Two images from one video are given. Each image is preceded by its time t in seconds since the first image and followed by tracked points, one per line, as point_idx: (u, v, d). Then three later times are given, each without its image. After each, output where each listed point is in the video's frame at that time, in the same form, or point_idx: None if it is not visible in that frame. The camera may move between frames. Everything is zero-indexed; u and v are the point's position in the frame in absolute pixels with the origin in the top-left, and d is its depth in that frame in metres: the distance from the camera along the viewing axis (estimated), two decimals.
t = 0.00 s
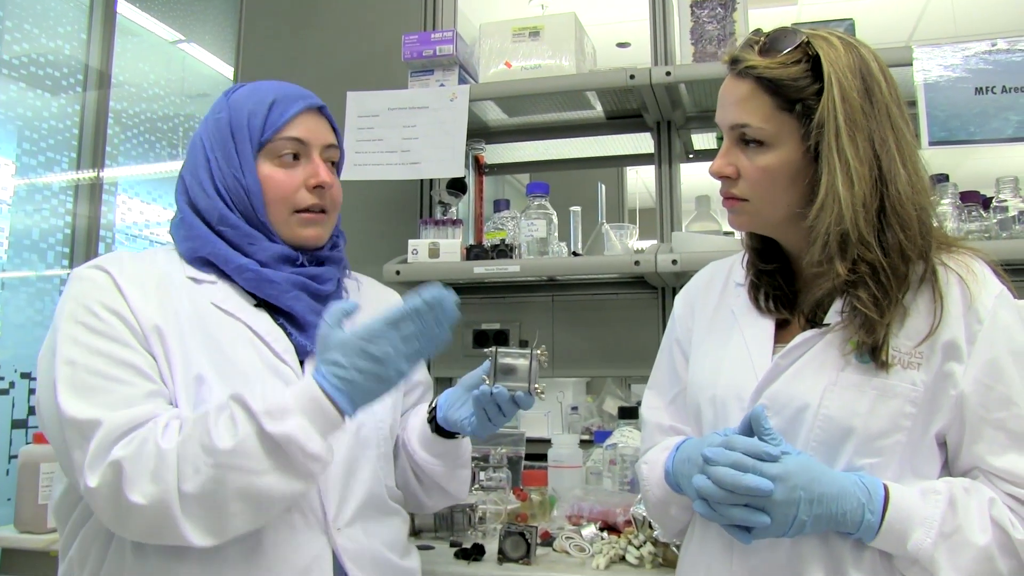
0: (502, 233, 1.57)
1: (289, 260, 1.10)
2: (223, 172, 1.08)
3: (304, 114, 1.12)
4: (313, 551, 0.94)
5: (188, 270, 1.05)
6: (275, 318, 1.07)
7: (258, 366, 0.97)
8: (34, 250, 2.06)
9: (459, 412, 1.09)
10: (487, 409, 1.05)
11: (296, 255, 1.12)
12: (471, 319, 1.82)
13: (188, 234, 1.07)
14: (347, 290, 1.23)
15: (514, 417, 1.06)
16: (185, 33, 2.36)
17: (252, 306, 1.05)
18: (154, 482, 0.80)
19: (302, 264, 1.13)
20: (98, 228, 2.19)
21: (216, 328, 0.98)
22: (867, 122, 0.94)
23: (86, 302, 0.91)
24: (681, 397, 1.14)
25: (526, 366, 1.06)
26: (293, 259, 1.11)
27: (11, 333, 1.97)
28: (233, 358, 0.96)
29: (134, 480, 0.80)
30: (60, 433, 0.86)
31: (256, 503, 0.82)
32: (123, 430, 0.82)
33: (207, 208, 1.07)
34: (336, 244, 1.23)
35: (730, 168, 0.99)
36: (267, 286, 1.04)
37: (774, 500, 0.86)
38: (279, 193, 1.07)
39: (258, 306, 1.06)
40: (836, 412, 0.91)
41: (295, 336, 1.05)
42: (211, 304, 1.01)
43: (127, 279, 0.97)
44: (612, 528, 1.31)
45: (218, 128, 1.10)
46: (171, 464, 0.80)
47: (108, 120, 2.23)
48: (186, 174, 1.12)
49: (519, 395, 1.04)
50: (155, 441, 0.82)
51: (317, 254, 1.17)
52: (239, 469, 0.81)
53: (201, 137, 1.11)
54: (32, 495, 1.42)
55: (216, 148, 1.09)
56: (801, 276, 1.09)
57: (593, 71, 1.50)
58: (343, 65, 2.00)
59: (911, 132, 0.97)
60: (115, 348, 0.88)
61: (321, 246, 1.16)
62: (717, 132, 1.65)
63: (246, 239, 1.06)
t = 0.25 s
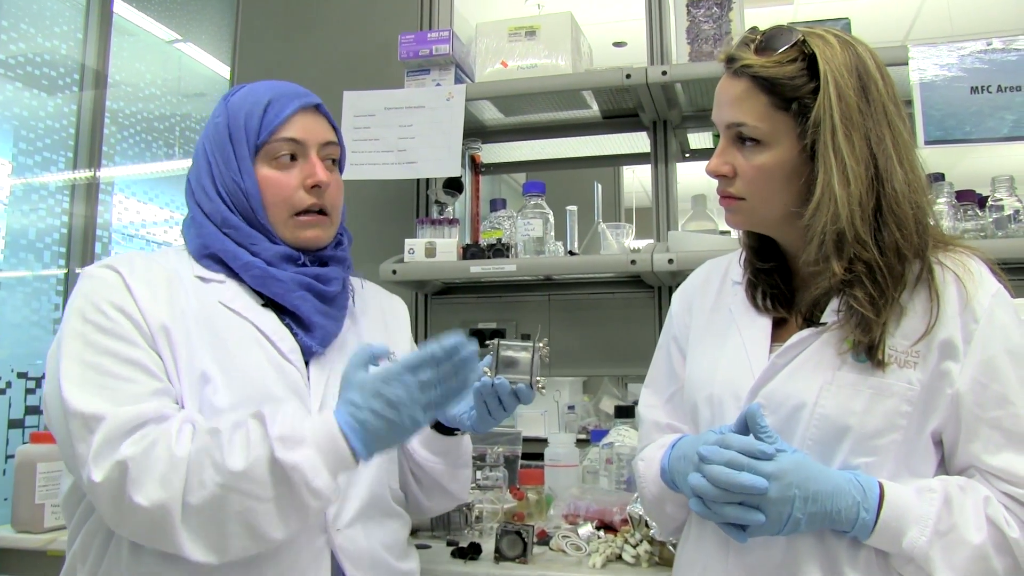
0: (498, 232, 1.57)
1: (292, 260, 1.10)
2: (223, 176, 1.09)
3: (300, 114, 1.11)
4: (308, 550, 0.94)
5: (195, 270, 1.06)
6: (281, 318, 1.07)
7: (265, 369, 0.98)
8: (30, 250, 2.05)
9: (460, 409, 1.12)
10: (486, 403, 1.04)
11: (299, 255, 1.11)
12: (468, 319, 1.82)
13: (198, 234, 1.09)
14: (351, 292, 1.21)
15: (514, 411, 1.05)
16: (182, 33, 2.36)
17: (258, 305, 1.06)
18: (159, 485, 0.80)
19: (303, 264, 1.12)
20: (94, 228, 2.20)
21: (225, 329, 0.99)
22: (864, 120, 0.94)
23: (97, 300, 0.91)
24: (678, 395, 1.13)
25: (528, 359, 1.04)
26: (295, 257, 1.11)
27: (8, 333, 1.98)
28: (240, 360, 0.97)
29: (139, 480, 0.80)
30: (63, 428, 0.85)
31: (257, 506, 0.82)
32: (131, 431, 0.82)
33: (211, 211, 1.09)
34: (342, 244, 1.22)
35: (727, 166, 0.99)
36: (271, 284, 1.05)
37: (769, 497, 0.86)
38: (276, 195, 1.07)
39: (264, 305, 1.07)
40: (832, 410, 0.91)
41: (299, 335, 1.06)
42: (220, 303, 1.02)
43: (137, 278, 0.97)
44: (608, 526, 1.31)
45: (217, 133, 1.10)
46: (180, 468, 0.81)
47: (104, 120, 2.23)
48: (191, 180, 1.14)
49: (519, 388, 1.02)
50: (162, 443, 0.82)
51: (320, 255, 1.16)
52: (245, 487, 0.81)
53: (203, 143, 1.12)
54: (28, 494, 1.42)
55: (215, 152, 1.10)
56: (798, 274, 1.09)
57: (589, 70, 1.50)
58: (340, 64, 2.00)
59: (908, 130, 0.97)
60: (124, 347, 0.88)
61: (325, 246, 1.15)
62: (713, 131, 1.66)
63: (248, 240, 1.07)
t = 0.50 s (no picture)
0: (497, 231, 1.56)
1: (305, 249, 1.10)
2: (236, 165, 1.08)
3: (313, 110, 1.12)
4: (310, 547, 0.94)
5: (204, 270, 1.05)
6: (288, 318, 1.07)
7: (274, 371, 0.98)
8: (28, 249, 2.05)
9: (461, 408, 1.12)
10: (487, 405, 1.06)
11: (311, 244, 1.11)
12: (466, 317, 1.83)
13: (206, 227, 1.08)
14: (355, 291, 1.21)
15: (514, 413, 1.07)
16: (179, 32, 2.35)
17: (267, 304, 1.05)
18: (165, 482, 0.80)
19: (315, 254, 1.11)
20: (92, 227, 2.20)
21: (234, 331, 0.99)
22: (865, 120, 0.94)
23: (107, 301, 0.91)
24: (675, 393, 1.14)
25: (527, 363, 1.07)
26: (307, 245, 1.10)
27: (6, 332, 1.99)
28: (250, 364, 0.97)
29: (145, 478, 0.80)
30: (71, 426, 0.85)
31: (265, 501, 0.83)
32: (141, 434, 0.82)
33: (222, 200, 1.08)
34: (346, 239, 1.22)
35: (727, 166, 0.98)
36: (282, 279, 1.04)
37: (770, 495, 0.86)
38: (291, 182, 1.07)
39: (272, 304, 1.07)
40: (831, 408, 0.91)
41: (307, 334, 1.05)
42: (227, 302, 1.01)
43: (148, 279, 0.97)
44: (606, 524, 1.31)
45: (230, 126, 1.10)
46: (186, 466, 0.81)
47: (102, 119, 2.23)
48: (200, 172, 1.13)
49: (520, 391, 1.04)
50: (174, 447, 0.82)
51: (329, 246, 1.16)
52: (253, 479, 0.82)
53: (214, 134, 1.12)
54: (27, 493, 1.42)
55: (227, 142, 1.10)
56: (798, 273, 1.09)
57: (587, 69, 1.50)
58: (338, 63, 2.00)
59: (908, 130, 0.97)
60: (134, 348, 0.88)
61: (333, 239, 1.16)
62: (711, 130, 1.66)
63: (262, 227, 1.06)
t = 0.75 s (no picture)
0: (495, 229, 1.56)
1: (301, 245, 1.08)
2: (228, 170, 1.08)
3: (298, 108, 1.13)
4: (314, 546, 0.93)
5: (212, 275, 1.04)
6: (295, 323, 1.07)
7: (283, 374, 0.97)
8: (27, 248, 2.07)
9: (464, 413, 1.09)
10: (491, 413, 1.07)
11: (309, 240, 1.09)
12: (464, 316, 1.83)
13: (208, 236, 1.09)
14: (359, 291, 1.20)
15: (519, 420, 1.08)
16: (177, 29, 2.33)
17: (274, 310, 1.05)
18: (172, 430, 0.77)
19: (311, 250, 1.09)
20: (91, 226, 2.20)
21: (246, 333, 0.99)
22: (864, 116, 0.94)
23: (120, 294, 0.91)
24: (675, 391, 1.14)
25: (530, 369, 1.08)
26: (304, 241, 1.09)
27: (6, 331, 2.00)
28: (262, 365, 0.96)
29: (153, 430, 0.77)
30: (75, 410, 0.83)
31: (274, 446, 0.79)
32: (147, 397, 0.79)
33: (218, 205, 1.08)
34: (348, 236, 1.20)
35: (726, 164, 0.98)
36: (281, 285, 1.04)
37: (770, 491, 0.86)
38: (281, 179, 1.07)
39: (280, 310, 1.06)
40: (832, 405, 0.91)
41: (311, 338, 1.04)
42: (236, 308, 1.01)
43: (163, 279, 0.97)
44: (606, 523, 1.32)
45: (221, 134, 1.11)
46: (194, 415, 0.79)
47: (100, 117, 2.23)
48: (201, 183, 1.13)
49: (524, 399, 1.06)
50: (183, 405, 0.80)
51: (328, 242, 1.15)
52: (262, 426, 0.79)
53: (210, 146, 1.13)
54: (26, 490, 1.42)
55: (219, 150, 1.10)
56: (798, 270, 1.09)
57: (585, 67, 1.50)
58: (336, 62, 2.00)
59: (907, 126, 0.97)
60: (149, 336, 0.87)
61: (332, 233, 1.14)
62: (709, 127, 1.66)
63: (257, 226, 1.05)
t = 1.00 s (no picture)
0: (495, 225, 1.56)
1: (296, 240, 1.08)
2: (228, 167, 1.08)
3: (296, 104, 1.12)
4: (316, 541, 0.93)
5: (220, 270, 1.04)
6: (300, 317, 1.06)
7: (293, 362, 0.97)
8: (28, 244, 2.07)
9: (474, 403, 1.10)
10: (501, 400, 1.07)
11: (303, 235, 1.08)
12: (464, 311, 1.83)
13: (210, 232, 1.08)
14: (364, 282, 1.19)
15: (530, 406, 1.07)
16: (177, 25, 2.34)
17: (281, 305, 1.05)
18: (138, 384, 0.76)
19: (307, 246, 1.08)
20: (91, 222, 2.20)
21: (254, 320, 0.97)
22: (865, 111, 0.94)
23: (122, 286, 0.92)
24: (676, 385, 1.14)
25: (539, 357, 1.06)
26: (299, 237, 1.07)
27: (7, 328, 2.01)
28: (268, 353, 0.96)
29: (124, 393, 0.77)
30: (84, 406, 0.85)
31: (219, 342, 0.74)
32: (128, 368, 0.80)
33: (219, 201, 1.08)
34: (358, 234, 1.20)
35: (727, 158, 0.98)
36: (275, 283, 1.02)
37: (773, 485, 0.86)
38: (274, 177, 1.06)
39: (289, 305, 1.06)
40: (834, 398, 0.91)
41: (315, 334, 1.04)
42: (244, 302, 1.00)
43: (168, 271, 0.97)
44: (605, 517, 1.32)
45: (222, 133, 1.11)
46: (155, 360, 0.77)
47: (100, 114, 2.23)
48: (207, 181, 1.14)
49: (534, 386, 1.05)
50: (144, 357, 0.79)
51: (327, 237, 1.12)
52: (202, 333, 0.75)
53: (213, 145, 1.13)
54: (27, 486, 1.42)
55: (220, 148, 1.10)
56: (798, 265, 1.09)
57: (585, 62, 1.50)
58: (336, 58, 2.00)
59: (908, 120, 0.97)
60: (144, 321, 0.88)
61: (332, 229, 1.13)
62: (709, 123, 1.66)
63: (252, 223, 1.04)
